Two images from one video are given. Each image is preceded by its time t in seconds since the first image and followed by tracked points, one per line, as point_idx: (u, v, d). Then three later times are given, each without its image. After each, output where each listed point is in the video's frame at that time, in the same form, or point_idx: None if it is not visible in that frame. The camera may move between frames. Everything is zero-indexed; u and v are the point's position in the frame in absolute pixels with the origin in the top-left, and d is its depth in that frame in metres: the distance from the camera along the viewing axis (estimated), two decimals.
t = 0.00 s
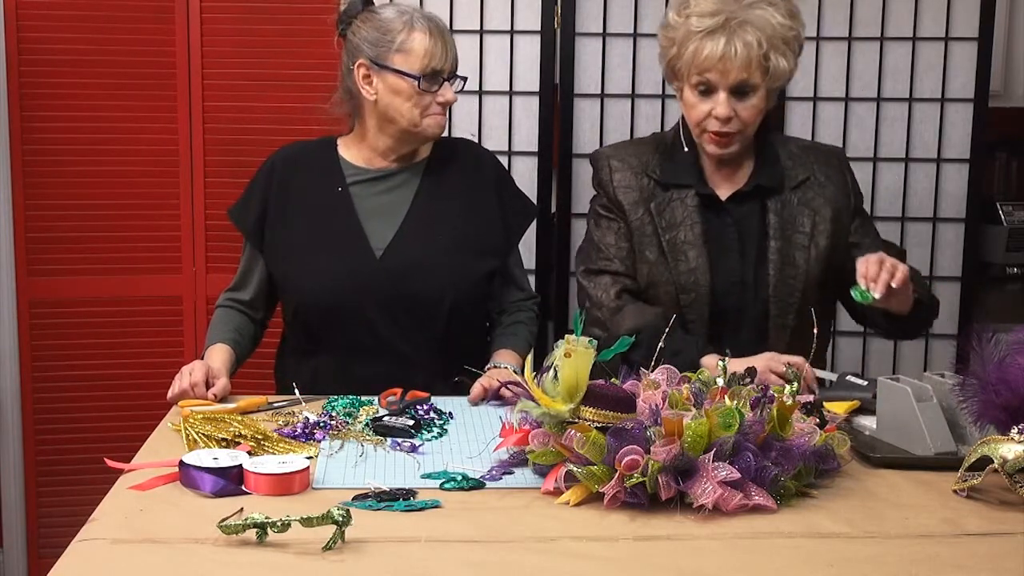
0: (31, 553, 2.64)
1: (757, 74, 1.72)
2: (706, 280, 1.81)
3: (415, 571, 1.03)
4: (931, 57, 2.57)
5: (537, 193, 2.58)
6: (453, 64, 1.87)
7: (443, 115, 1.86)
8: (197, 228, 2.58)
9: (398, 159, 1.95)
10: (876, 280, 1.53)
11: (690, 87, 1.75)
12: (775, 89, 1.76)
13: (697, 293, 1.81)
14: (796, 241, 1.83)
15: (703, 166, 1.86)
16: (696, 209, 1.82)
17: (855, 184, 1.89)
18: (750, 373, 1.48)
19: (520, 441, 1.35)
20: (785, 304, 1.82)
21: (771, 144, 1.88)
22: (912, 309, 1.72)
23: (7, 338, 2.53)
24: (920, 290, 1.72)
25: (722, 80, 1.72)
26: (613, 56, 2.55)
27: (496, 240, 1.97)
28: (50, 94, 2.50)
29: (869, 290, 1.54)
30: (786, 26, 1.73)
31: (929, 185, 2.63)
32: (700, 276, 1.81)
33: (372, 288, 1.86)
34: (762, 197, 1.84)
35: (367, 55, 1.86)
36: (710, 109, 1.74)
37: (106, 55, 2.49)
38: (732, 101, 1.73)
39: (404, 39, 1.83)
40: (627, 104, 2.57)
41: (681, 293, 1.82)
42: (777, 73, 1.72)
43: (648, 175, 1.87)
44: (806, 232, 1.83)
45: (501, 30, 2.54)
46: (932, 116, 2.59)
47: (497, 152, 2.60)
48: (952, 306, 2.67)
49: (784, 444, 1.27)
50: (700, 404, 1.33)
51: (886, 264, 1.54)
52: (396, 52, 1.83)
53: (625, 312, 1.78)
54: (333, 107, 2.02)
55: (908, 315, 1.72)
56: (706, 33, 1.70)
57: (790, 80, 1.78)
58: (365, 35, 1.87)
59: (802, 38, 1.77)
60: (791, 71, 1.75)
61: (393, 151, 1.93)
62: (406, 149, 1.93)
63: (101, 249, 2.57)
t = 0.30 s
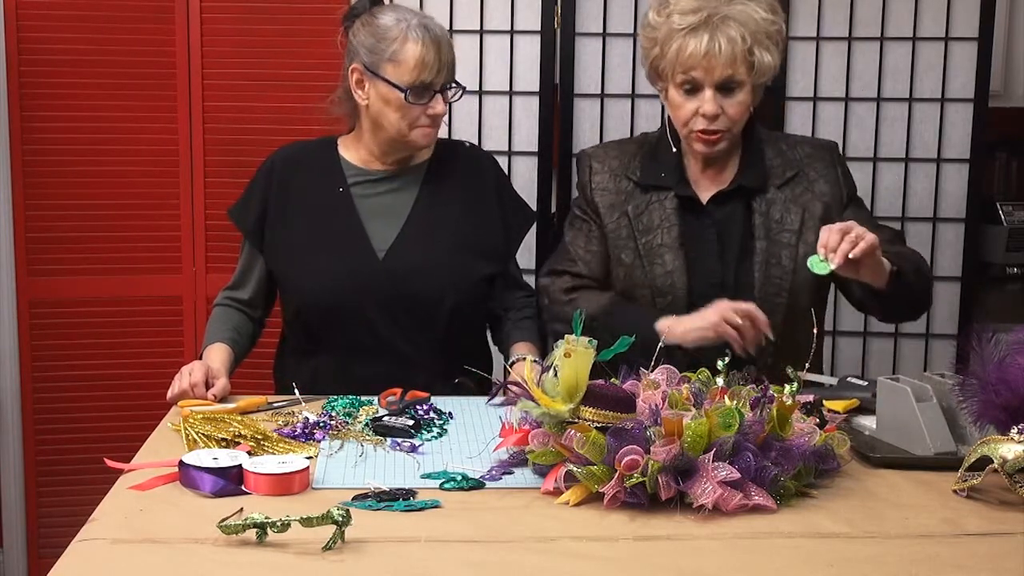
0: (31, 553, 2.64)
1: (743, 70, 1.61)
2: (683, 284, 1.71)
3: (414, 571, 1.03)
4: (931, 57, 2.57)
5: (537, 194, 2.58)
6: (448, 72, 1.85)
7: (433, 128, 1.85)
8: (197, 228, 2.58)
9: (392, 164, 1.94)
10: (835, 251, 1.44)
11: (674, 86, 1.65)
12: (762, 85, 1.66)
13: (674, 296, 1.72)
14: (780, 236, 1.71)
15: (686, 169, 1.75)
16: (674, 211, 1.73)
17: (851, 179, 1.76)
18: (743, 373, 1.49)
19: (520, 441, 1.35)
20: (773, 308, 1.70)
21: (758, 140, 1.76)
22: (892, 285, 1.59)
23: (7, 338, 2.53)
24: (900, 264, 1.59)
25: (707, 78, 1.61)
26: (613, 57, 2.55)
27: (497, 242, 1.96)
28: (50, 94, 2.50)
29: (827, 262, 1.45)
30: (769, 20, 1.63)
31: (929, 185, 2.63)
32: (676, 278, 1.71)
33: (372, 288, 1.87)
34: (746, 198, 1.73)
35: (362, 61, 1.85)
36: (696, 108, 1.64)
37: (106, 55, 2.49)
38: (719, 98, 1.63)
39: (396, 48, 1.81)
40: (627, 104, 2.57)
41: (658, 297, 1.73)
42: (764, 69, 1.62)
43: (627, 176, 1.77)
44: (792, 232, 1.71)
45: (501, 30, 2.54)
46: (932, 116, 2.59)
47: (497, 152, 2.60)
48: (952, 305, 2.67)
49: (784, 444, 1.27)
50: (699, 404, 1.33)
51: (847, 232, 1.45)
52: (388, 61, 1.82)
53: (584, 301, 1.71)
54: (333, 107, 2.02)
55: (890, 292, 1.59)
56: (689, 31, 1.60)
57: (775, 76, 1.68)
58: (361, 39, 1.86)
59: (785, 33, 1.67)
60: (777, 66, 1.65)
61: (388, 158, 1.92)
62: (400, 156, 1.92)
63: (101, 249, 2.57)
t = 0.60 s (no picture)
0: (31, 553, 2.64)
1: (731, 73, 1.59)
2: (674, 289, 1.68)
3: (414, 571, 1.03)
4: (931, 57, 2.57)
5: (537, 194, 2.58)
6: (442, 73, 1.84)
7: (428, 128, 1.84)
8: (197, 228, 2.58)
9: (390, 167, 1.94)
10: (816, 246, 1.42)
11: (662, 89, 1.64)
12: (754, 88, 1.63)
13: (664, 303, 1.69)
14: (772, 242, 1.70)
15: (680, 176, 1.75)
16: (667, 215, 1.72)
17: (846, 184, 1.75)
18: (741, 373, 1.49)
19: (519, 441, 1.35)
20: (765, 314, 1.69)
21: (752, 145, 1.76)
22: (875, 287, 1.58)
23: (7, 338, 2.53)
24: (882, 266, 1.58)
25: (694, 80, 1.60)
26: (613, 56, 2.55)
27: (496, 241, 1.97)
28: (50, 94, 2.50)
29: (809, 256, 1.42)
30: (759, 23, 1.61)
31: (929, 185, 2.63)
32: (669, 285, 1.69)
33: (372, 288, 1.86)
34: (739, 204, 1.72)
35: (357, 62, 1.86)
36: (684, 110, 1.62)
37: (106, 55, 2.49)
38: (706, 100, 1.61)
39: (388, 49, 1.81)
40: (627, 104, 2.57)
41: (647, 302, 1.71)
42: (753, 71, 1.60)
43: (621, 176, 1.77)
44: (785, 236, 1.70)
45: (501, 30, 2.54)
46: (932, 116, 2.59)
47: (497, 152, 2.60)
48: (952, 305, 2.67)
49: (784, 444, 1.27)
50: (699, 404, 1.33)
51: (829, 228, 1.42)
52: (380, 62, 1.82)
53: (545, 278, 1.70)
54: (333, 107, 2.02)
55: (873, 293, 1.58)
56: (676, 33, 1.59)
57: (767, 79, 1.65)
58: (355, 40, 1.86)
59: (776, 36, 1.64)
60: (768, 69, 1.62)
61: (387, 160, 1.93)
62: (398, 157, 1.92)
63: (101, 249, 2.57)
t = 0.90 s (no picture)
0: (31, 553, 2.64)
1: (734, 73, 1.58)
2: (688, 296, 1.69)
3: (414, 571, 1.03)
4: (931, 57, 2.57)
5: (537, 194, 2.58)
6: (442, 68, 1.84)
7: (434, 123, 1.83)
8: (198, 228, 2.58)
9: (390, 167, 1.94)
10: (830, 239, 1.42)
11: (665, 89, 1.63)
12: (755, 89, 1.63)
13: (678, 309, 1.69)
14: (780, 244, 1.70)
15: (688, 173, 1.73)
16: (681, 220, 1.70)
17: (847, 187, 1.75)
18: (740, 373, 1.49)
19: (519, 441, 1.35)
20: (772, 317, 1.69)
21: (754, 146, 1.75)
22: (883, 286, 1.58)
23: (7, 338, 2.53)
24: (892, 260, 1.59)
25: (697, 80, 1.58)
26: (613, 56, 2.55)
27: (496, 242, 1.96)
28: (50, 94, 2.50)
29: (822, 249, 1.42)
30: (763, 23, 1.60)
31: (929, 185, 2.63)
32: (682, 290, 1.68)
33: (373, 289, 1.86)
34: (746, 208, 1.72)
35: (355, 64, 1.86)
36: (687, 110, 1.61)
37: (106, 55, 2.49)
38: (709, 101, 1.60)
39: (387, 47, 1.82)
40: (627, 104, 2.57)
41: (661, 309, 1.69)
42: (756, 72, 1.59)
43: (636, 175, 1.72)
44: (793, 239, 1.70)
45: (501, 30, 2.54)
46: (932, 116, 2.59)
47: (497, 151, 2.60)
48: (952, 305, 2.67)
49: (784, 444, 1.27)
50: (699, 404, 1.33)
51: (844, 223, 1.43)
52: (380, 61, 1.82)
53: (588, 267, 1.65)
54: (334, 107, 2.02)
55: (880, 290, 1.58)
56: (679, 31, 1.58)
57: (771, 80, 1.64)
58: (354, 41, 1.86)
59: (781, 37, 1.64)
60: (771, 70, 1.62)
61: (389, 158, 1.92)
62: (401, 155, 1.92)
63: (101, 249, 2.57)
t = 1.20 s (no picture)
0: (31, 553, 2.64)
1: (738, 79, 1.57)
2: (682, 294, 1.68)
3: (414, 571, 1.03)
4: (931, 57, 2.57)
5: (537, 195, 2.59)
6: (437, 75, 1.83)
7: (425, 131, 1.83)
8: (197, 227, 2.58)
9: (385, 169, 1.94)
10: (855, 244, 1.41)
11: (670, 90, 1.62)
12: (760, 95, 1.62)
13: (671, 306, 1.69)
14: (784, 246, 1.70)
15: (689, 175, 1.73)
16: (676, 218, 1.70)
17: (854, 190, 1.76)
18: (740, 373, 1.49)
19: (519, 441, 1.35)
20: (774, 317, 1.69)
21: (760, 146, 1.75)
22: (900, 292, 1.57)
23: (7, 338, 2.53)
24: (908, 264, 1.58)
25: (700, 84, 1.58)
26: (613, 57, 2.55)
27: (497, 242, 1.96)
28: (50, 94, 2.50)
29: (846, 254, 1.41)
30: (773, 30, 1.59)
31: (929, 185, 2.63)
32: (676, 287, 1.68)
33: (372, 288, 1.86)
34: (750, 209, 1.72)
35: (354, 65, 1.85)
36: (690, 113, 1.61)
37: (106, 55, 2.49)
38: (712, 105, 1.60)
39: (382, 51, 1.80)
40: (627, 104, 2.57)
41: (655, 305, 1.70)
42: (760, 79, 1.58)
43: (630, 173, 1.74)
44: (797, 241, 1.70)
45: (501, 30, 2.54)
46: (932, 116, 2.59)
47: (497, 152, 2.60)
48: (952, 305, 2.67)
49: (784, 444, 1.27)
50: (700, 404, 1.33)
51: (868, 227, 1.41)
52: (375, 65, 1.81)
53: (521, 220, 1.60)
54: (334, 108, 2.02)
55: (895, 296, 1.57)
56: (686, 35, 1.57)
57: (776, 85, 1.63)
58: (354, 41, 1.85)
59: (790, 43, 1.62)
60: (777, 77, 1.60)
61: (385, 160, 1.92)
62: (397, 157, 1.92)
63: (101, 249, 2.57)
